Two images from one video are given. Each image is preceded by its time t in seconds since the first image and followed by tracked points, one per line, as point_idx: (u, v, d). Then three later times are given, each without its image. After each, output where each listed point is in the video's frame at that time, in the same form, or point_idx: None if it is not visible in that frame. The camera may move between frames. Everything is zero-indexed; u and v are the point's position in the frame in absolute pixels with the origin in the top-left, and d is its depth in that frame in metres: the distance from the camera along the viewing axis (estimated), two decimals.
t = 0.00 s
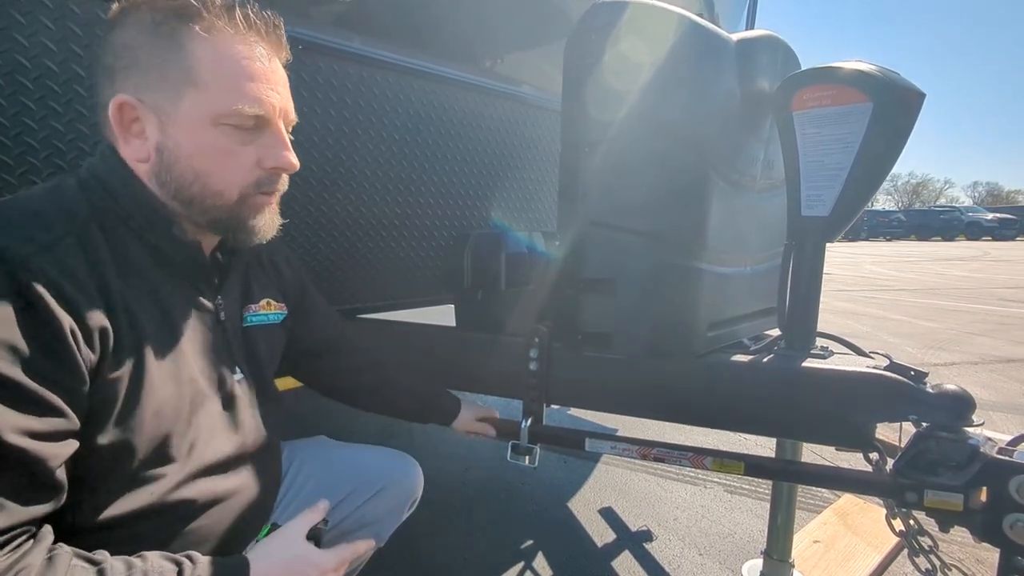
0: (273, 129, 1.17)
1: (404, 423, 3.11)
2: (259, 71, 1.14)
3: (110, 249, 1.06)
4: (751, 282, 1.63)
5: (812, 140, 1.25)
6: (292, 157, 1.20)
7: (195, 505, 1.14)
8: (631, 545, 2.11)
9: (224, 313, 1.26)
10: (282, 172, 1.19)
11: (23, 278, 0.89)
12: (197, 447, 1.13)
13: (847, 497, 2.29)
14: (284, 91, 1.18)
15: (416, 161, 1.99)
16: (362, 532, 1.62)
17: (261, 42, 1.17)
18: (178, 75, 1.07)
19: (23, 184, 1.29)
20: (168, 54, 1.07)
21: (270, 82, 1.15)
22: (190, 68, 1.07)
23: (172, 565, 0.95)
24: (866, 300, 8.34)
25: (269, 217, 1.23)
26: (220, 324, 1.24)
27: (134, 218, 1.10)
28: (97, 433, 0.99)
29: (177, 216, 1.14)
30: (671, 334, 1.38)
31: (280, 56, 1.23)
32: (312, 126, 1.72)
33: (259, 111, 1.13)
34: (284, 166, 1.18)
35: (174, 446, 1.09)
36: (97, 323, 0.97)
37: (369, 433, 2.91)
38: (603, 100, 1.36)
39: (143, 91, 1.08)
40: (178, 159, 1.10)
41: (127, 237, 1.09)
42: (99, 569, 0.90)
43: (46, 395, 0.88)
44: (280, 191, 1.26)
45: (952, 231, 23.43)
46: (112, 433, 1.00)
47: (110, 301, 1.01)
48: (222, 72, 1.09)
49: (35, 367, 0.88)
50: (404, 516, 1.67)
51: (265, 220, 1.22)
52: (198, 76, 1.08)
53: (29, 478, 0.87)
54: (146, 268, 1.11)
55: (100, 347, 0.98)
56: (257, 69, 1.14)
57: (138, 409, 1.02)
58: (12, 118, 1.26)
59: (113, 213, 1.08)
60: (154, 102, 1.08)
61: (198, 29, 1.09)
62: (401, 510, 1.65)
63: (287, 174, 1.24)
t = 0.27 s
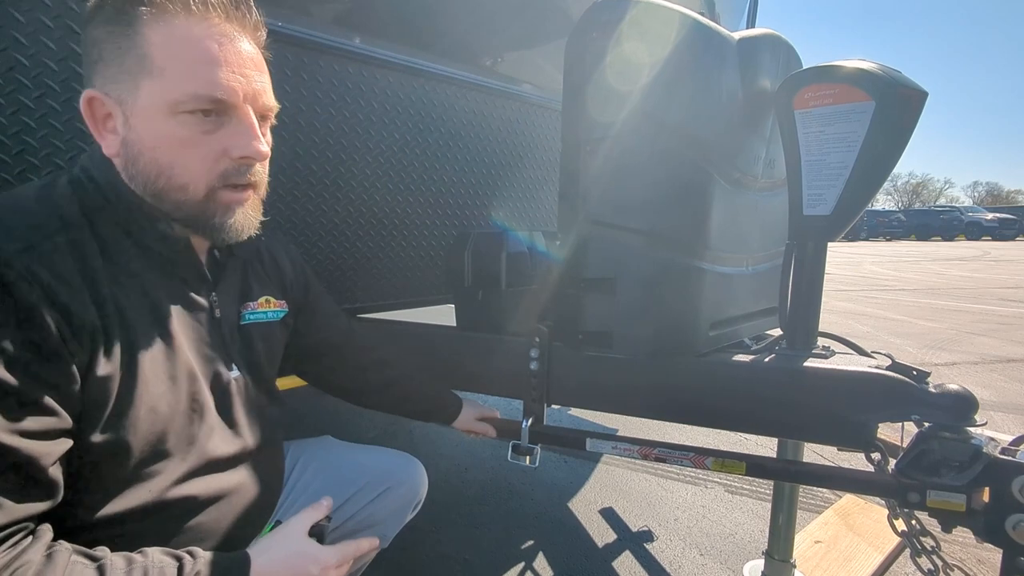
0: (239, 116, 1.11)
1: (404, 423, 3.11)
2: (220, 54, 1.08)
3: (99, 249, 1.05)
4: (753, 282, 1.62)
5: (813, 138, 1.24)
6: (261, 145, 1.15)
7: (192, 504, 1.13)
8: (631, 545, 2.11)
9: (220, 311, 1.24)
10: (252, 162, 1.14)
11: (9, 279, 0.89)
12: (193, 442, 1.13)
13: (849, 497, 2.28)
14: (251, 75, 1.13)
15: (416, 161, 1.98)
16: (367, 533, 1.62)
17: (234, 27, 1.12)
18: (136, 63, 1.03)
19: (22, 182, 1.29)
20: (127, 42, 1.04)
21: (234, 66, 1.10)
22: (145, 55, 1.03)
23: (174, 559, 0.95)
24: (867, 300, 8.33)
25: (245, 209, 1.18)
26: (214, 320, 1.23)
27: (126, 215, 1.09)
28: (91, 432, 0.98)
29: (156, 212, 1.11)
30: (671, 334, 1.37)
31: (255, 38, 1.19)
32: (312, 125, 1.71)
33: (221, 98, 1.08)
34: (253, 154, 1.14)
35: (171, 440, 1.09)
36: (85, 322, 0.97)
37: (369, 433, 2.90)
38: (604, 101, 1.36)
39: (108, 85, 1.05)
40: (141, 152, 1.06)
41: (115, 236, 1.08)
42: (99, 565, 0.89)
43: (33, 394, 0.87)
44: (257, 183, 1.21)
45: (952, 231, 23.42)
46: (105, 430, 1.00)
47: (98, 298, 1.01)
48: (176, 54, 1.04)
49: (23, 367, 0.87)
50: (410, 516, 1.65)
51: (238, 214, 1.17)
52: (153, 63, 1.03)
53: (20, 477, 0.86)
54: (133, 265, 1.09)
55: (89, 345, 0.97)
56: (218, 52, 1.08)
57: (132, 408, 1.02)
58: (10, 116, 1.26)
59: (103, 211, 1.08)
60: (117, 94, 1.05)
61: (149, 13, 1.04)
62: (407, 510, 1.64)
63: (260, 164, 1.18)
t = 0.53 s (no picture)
0: (213, 107, 1.09)
1: (405, 423, 3.11)
2: (192, 43, 1.07)
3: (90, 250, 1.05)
4: (755, 281, 1.62)
5: (815, 137, 1.24)
6: (236, 137, 1.13)
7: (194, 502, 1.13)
8: (632, 545, 2.10)
9: (213, 307, 1.24)
10: (227, 154, 1.12)
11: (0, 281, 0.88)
12: (194, 440, 1.13)
13: (849, 496, 2.28)
14: (225, 64, 1.11)
15: (416, 160, 1.98)
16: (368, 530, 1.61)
17: (210, 17, 1.11)
18: (107, 57, 1.03)
19: (22, 182, 1.29)
20: (99, 35, 1.03)
21: (207, 55, 1.08)
22: (115, 47, 1.03)
23: (179, 555, 0.94)
24: (867, 300, 8.33)
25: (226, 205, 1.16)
26: (208, 317, 1.23)
27: (116, 216, 1.09)
28: (88, 433, 0.97)
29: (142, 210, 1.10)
30: (670, 332, 1.36)
31: (232, 28, 1.18)
32: (312, 124, 1.71)
33: (192, 87, 1.06)
34: (227, 146, 1.11)
35: (172, 437, 1.09)
36: (79, 323, 0.96)
37: (370, 433, 2.90)
38: (604, 101, 1.36)
39: (85, 81, 1.06)
40: (115, 147, 1.05)
41: (106, 237, 1.08)
42: (105, 564, 0.89)
43: (29, 396, 0.87)
44: (239, 178, 1.19)
45: (953, 231, 23.42)
46: (104, 431, 0.99)
47: (92, 300, 1.00)
48: (144, 43, 1.03)
49: (19, 368, 0.87)
50: (410, 512, 1.66)
51: (218, 211, 1.15)
52: (123, 55, 1.03)
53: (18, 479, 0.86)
54: (124, 264, 1.09)
55: (84, 346, 0.96)
56: (190, 42, 1.07)
57: (130, 408, 1.01)
58: (10, 115, 1.26)
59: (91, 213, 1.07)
60: (94, 89, 1.05)
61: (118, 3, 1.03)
62: (407, 505, 1.65)
63: (239, 157, 1.16)
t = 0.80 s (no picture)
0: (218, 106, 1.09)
1: (404, 423, 3.11)
2: (201, 43, 1.07)
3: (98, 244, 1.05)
4: (755, 282, 1.62)
5: (815, 137, 1.24)
6: (240, 136, 1.12)
7: (201, 497, 1.13)
8: (632, 545, 2.11)
9: (220, 302, 1.25)
10: (229, 152, 1.12)
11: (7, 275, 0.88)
12: (201, 435, 1.13)
13: (849, 496, 2.28)
14: (232, 65, 1.11)
15: (416, 160, 1.98)
16: (370, 528, 1.62)
17: (220, 19, 1.12)
18: (116, 53, 1.03)
19: (22, 182, 1.29)
20: (110, 32, 1.03)
21: (214, 55, 1.08)
22: (124, 43, 1.03)
23: (188, 552, 0.95)
24: (867, 300, 8.33)
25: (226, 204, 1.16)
26: (216, 312, 1.24)
27: (123, 210, 1.09)
28: (98, 426, 0.98)
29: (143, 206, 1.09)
30: (672, 336, 1.37)
31: (240, 30, 1.18)
32: (313, 124, 1.71)
33: (198, 85, 1.06)
34: (230, 144, 1.11)
35: (180, 431, 1.09)
36: (89, 316, 0.96)
37: (369, 433, 2.90)
38: (603, 101, 1.36)
39: (92, 76, 1.06)
40: (119, 142, 1.05)
41: (114, 231, 1.08)
42: (116, 560, 0.89)
43: (40, 388, 0.87)
44: (240, 177, 1.18)
45: (952, 231, 23.42)
46: (113, 424, 0.99)
47: (101, 293, 1.01)
48: (155, 41, 1.03)
49: (29, 361, 0.87)
50: (413, 510, 1.66)
51: (217, 209, 1.14)
52: (132, 51, 1.03)
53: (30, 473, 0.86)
54: (132, 258, 1.10)
55: (94, 339, 0.97)
56: (200, 41, 1.07)
57: (139, 400, 1.02)
58: (11, 116, 1.26)
59: (100, 207, 1.08)
60: (101, 84, 1.05)
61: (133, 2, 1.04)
62: (410, 505, 1.65)
63: (241, 157, 1.15)
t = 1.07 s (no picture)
0: (268, 116, 1.16)
1: (404, 423, 3.11)
2: (252, 56, 1.13)
3: (112, 245, 1.05)
4: (755, 282, 1.62)
5: (816, 138, 1.24)
6: (286, 145, 1.19)
7: (206, 498, 1.13)
8: (633, 545, 2.11)
9: (229, 303, 1.26)
10: (275, 159, 1.18)
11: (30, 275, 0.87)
12: (208, 436, 1.13)
13: (849, 496, 2.28)
14: (278, 78, 1.18)
15: (417, 160, 1.98)
16: (370, 526, 1.62)
17: (257, 31, 1.16)
18: (173, 56, 1.06)
19: (23, 182, 1.29)
20: (166, 36, 1.06)
21: (265, 68, 1.15)
22: (182, 49, 1.06)
23: (199, 552, 0.96)
24: (867, 300, 8.33)
25: (264, 205, 1.22)
26: (225, 313, 1.24)
27: (135, 210, 1.09)
28: (111, 427, 0.98)
29: (171, 205, 1.12)
30: (671, 331, 1.36)
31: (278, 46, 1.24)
32: (313, 124, 1.71)
33: (254, 97, 1.12)
34: (277, 152, 1.17)
35: (188, 433, 1.09)
36: (104, 317, 0.96)
37: (369, 433, 2.90)
38: (604, 101, 1.36)
39: (138, 75, 1.06)
40: (168, 142, 1.08)
41: (126, 231, 1.08)
42: (129, 560, 0.90)
43: (58, 390, 0.87)
44: (275, 182, 1.25)
45: (952, 231, 23.42)
46: (126, 425, 0.99)
47: (116, 294, 1.01)
48: (216, 52, 1.08)
49: (48, 363, 0.87)
50: (412, 507, 1.67)
51: (257, 211, 1.20)
52: (191, 58, 1.06)
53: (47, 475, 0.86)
54: (144, 259, 1.09)
55: (107, 341, 0.97)
56: (252, 55, 1.13)
57: (150, 402, 1.02)
58: (11, 116, 1.26)
59: (112, 207, 1.07)
60: (149, 84, 1.06)
61: (193, 11, 1.08)
62: (409, 502, 1.65)
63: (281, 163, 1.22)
